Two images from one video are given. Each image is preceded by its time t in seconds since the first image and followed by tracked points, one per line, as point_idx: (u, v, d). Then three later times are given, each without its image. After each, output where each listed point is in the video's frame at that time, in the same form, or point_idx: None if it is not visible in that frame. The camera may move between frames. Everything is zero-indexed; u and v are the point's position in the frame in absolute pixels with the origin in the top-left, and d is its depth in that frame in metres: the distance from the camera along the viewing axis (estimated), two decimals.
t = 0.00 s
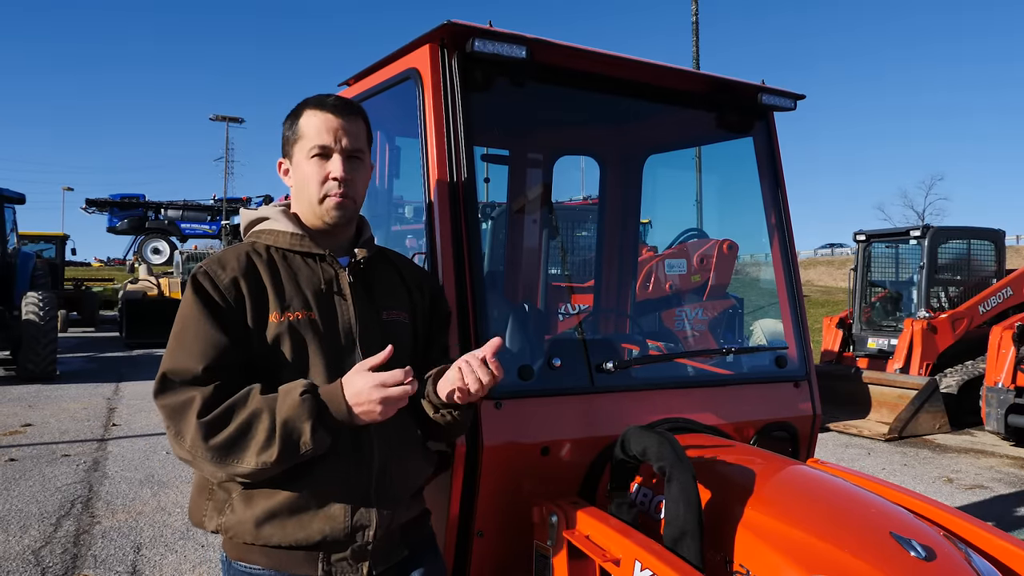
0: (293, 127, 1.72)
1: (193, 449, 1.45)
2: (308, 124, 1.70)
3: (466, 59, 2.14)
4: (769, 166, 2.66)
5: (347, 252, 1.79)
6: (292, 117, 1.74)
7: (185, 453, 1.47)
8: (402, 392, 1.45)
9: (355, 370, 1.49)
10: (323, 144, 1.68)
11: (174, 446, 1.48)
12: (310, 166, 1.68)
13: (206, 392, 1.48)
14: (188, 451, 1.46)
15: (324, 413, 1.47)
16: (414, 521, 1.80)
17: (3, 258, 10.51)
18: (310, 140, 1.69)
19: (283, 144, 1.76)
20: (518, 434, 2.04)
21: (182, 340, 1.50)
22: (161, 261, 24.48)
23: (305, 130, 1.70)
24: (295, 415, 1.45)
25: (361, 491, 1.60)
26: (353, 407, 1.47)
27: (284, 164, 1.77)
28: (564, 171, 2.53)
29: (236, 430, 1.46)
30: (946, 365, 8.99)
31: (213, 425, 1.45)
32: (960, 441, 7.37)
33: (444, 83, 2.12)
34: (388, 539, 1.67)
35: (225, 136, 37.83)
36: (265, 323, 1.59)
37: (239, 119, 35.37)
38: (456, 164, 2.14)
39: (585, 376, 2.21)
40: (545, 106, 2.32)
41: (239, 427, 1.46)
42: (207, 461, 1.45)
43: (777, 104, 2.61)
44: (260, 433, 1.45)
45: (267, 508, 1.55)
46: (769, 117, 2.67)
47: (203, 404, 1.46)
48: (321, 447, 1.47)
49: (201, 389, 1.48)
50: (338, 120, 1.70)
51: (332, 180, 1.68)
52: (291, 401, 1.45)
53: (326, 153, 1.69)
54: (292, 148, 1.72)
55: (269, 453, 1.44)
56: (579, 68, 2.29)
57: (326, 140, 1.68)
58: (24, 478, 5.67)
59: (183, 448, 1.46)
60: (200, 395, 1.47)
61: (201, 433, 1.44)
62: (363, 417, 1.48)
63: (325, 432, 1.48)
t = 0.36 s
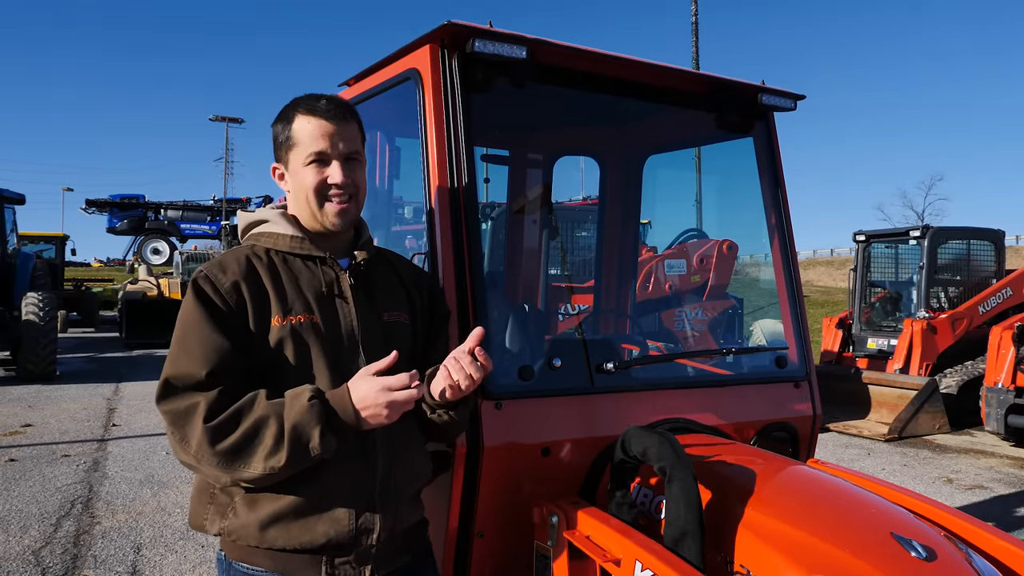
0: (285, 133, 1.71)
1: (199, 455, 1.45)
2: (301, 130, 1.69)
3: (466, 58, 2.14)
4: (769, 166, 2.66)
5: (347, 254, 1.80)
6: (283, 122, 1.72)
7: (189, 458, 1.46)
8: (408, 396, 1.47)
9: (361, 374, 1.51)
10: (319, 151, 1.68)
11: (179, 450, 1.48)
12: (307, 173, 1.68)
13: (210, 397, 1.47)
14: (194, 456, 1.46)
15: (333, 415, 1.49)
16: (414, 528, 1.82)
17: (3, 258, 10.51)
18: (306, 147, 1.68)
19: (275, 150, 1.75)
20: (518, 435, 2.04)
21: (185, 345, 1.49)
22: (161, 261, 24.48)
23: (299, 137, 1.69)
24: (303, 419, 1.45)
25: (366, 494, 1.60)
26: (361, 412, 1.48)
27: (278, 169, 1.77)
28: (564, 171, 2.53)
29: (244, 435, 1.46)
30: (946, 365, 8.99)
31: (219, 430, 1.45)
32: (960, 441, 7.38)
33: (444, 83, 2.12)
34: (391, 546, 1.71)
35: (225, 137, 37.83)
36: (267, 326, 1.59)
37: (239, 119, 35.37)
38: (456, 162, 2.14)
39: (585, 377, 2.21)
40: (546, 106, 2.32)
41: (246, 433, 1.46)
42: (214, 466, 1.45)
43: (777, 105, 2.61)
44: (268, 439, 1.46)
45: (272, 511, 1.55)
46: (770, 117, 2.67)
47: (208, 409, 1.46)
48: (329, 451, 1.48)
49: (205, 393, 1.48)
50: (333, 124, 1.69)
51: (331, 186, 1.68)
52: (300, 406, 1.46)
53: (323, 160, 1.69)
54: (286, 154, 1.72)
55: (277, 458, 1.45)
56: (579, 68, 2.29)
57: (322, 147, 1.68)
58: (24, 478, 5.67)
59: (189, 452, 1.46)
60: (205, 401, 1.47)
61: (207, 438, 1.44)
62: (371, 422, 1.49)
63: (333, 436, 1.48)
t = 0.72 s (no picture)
0: (299, 128, 1.71)
1: (202, 457, 1.45)
2: (316, 126, 1.69)
3: (466, 59, 2.14)
4: (769, 166, 2.66)
5: (355, 254, 1.78)
6: (298, 117, 1.72)
7: (192, 459, 1.46)
8: (412, 403, 1.48)
9: (365, 381, 1.51)
10: (332, 147, 1.68)
11: (181, 451, 1.48)
12: (318, 168, 1.68)
13: (214, 400, 1.47)
14: (197, 458, 1.46)
15: (336, 421, 1.49)
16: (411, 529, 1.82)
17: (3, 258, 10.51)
18: (319, 143, 1.68)
19: (288, 145, 1.75)
20: (519, 435, 2.03)
21: (190, 347, 1.49)
22: (161, 262, 24.48)
23: (313, 132, 1.69)
24: (307, 425, 1.46)
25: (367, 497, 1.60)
26: (364, 418, 1.49)
27: (289, 164, 1.76)
28: (564, 171, 2.53)
29: (247, 438, 1.46)
30: (945, 366, 8.99)
31: (222, 433, 1.45)
32: (959, 442, 7.38)
33: (444, 83, 2.12)
34: (388, 547, 1.70)
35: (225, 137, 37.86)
36: (272, 328, 1.58)
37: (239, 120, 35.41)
38: (456, 163, 2.13)
39: (585, 377, 2.21)
40: (545, 107, 2.32)
41: (249, 438, 1.46)
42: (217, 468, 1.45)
43: (777, 105, 2.61)
44: (271, 443, 1.46)
45: (271, 513, 1.54)
46: (770, 118, 2.67)
47: (211, 412, 1.46)
48: (331, 458, 1.48)
49: (209, 396, 1.47)
50: (348, 121, 1.69)
51: (342, 183, 1.68)
52: (303, 411, 1.46)
53: (336, 157, 1.69)
54: (299, 149, 1.71)
55: (280, 463, 1.45)
56: (579, 68, 2.29)
57: (336, 143, 1.68)
58: (24, 478, 5.68)
59: (192, 454, 1.46)
60: (209, 403, 1.46)
61: (210, 441, 1.45)
62: (374, 428, 1.50)
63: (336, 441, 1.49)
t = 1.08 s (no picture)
0: (303, 127, 1.71)
1: (194, 458, 1.45)
2: (320, 125, 1.69)
3: (466, 59, 2.14)
4: (769, 166, 2.66)
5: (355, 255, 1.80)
6: (303, 115, 1.73)
7: (185, 460, 1.46)
8: (402, 402, 1.47)
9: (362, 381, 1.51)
10: (335, 147, 1.68)
11: (176, 451, 1.48)
12: (320, 168, 1.68)
13: (209, 401, 1.47)
14: (190, 458, 1.46)
15: (328, 422, 1.48)
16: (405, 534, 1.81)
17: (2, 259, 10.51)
18: (322, 142, 1.68)
19: (291, 143, 1.75)
20: (519, 435, 2.03)
21: (187, 347, 1.49)
22: (161, 262, 24.49)
23: (316, 132, 1.69)
24: (298, 426, 1.45)
25: (361, 500, 1.60)
26: (354, 416, 1.48)
27: (291, 163, 1.77)
28: (564, 172, 2.53)
29: (240, 439, 1.45)
30: (945, 366, 8.99)
31: (215, 434, 1.45)
32: (959, 442, 7.37)
33: (444, 84, 2.12)
34: (382, 551, 1.69)
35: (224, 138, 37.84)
36: (270, 329, 1.59)
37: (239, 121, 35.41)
38: (456, 164, 2.13)
39: (585, 378, 2.21)
40: (545, 107, 2.32)
41: (242, 438, 1.46)
42: (208, 469, 1.45)
43: (777, 105, 2.61)
44: (262, 444, 1.45)
45: (266, 515, 1.54)
46: (769, 118, 2.67)
47: (205, 412, 1.46)
48: (322, 458, 1.47)
49: (203, 396, 1.47)
50: (351, 122, 1.69)
51: (344, 184, 1.68)
52: (296, 411, 1.46)
53: (338, 156, 1.68)
54: (301, 148, 1.71)
55: (271, 463, 1.44)
56: (579, 69, 2.29)
57: (339, 142, 1.68)
58: (24, 478, 5.68)
59: (185, 455, 1.45)
60: (203, 403, 1.46)
61: (203, 441, 1.44)
62: (362, 428, 1.48)
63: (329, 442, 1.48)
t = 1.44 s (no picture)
0: (305, 126, 1.71)
1: (171, 450, 1.43)
2: (323, 125, 1.69)
3: (466, 60, 2.14)
4: (769, 167, 2.66)
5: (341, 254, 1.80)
6: (307, 113, 1.72)
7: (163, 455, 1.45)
8: (356, 356, 1.41)
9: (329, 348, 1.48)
10: (335, 148, 1.68)
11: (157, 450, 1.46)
12: (318, 167, 1.68)
13: (188, 394, 1.46)
14: (168, 454, 1.44)
15: (290, 393, 1.45)
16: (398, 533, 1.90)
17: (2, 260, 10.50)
18: (323, 142, 1.68)
19: (290, 138, 1.74)
20: (520, 436, 2.03)
21: (168, 344, 1.48)
22: (161, 263, 24.49)
23: (318, 131, 1.69)
24: (264, 397, 1.43)
25: (354, 500, 1.60)
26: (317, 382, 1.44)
27: (286, 158, 1.77)
28: (564, 172, 2.53)
29: (212, 424, 1.44)
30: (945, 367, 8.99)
31: (189, 421, 1.43)
32: (960, 443, 7.37)
33: (444, 87, 2.12)
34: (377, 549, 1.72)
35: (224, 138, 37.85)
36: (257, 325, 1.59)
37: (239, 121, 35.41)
38: (456, 167, 2.13)
39: (585, 378, 2.21)
40: (544, 107, 2.32)
41: (214, 422, 1.44)
42: (183, 459, 1.43)
43: (778, 106, 2.61)
44: (232, 425, 1.43)
45: (259, 517, 1.54)
46: (770, 118, 2.67)
47: (183, 402, 1.45)
48: (291, 427, 1.44)
49: (184, 388, 1.46)
50: (354, 126, 1.70)
51: (340, 186, 1.68)
52: (261, 384, 1.44)
53: (338, 158, 1.68)
54: (302, 146, 1.71)
55: (241, 440, 1.42)
56: (579, 69, 2.29)
57: (342, 145, 1.68)
58: (24, 479, 5.68)
59: (162, 449, 1.44)
60: (182, 396, 1.45)
61: (180, 435, 1.42)
62: (328, 390, 1.43)
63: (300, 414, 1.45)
